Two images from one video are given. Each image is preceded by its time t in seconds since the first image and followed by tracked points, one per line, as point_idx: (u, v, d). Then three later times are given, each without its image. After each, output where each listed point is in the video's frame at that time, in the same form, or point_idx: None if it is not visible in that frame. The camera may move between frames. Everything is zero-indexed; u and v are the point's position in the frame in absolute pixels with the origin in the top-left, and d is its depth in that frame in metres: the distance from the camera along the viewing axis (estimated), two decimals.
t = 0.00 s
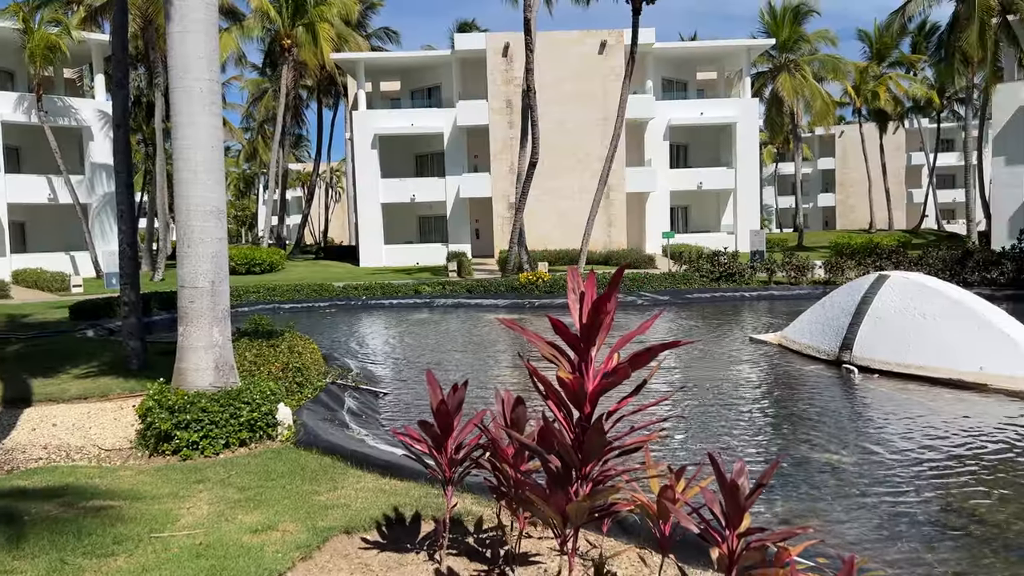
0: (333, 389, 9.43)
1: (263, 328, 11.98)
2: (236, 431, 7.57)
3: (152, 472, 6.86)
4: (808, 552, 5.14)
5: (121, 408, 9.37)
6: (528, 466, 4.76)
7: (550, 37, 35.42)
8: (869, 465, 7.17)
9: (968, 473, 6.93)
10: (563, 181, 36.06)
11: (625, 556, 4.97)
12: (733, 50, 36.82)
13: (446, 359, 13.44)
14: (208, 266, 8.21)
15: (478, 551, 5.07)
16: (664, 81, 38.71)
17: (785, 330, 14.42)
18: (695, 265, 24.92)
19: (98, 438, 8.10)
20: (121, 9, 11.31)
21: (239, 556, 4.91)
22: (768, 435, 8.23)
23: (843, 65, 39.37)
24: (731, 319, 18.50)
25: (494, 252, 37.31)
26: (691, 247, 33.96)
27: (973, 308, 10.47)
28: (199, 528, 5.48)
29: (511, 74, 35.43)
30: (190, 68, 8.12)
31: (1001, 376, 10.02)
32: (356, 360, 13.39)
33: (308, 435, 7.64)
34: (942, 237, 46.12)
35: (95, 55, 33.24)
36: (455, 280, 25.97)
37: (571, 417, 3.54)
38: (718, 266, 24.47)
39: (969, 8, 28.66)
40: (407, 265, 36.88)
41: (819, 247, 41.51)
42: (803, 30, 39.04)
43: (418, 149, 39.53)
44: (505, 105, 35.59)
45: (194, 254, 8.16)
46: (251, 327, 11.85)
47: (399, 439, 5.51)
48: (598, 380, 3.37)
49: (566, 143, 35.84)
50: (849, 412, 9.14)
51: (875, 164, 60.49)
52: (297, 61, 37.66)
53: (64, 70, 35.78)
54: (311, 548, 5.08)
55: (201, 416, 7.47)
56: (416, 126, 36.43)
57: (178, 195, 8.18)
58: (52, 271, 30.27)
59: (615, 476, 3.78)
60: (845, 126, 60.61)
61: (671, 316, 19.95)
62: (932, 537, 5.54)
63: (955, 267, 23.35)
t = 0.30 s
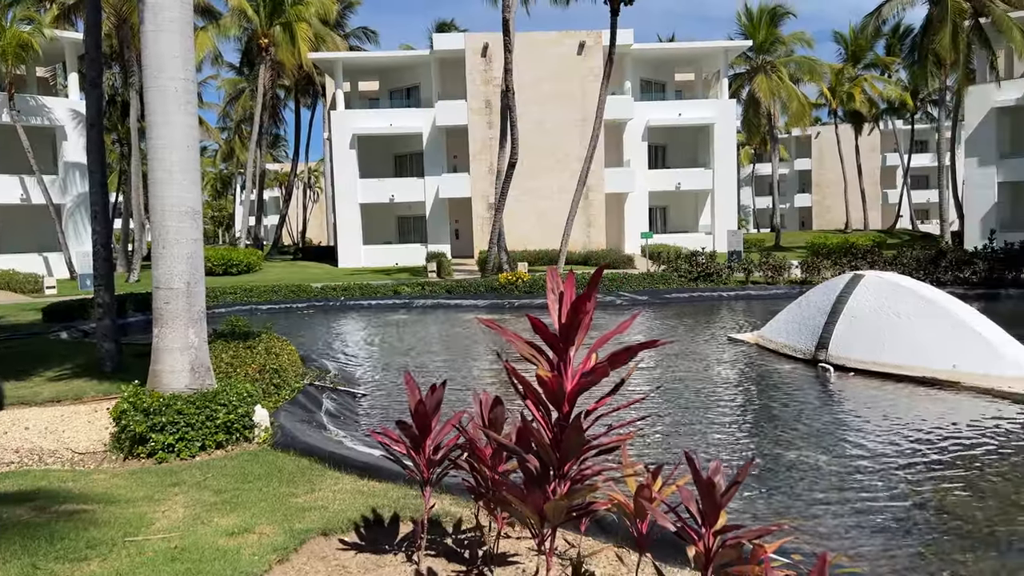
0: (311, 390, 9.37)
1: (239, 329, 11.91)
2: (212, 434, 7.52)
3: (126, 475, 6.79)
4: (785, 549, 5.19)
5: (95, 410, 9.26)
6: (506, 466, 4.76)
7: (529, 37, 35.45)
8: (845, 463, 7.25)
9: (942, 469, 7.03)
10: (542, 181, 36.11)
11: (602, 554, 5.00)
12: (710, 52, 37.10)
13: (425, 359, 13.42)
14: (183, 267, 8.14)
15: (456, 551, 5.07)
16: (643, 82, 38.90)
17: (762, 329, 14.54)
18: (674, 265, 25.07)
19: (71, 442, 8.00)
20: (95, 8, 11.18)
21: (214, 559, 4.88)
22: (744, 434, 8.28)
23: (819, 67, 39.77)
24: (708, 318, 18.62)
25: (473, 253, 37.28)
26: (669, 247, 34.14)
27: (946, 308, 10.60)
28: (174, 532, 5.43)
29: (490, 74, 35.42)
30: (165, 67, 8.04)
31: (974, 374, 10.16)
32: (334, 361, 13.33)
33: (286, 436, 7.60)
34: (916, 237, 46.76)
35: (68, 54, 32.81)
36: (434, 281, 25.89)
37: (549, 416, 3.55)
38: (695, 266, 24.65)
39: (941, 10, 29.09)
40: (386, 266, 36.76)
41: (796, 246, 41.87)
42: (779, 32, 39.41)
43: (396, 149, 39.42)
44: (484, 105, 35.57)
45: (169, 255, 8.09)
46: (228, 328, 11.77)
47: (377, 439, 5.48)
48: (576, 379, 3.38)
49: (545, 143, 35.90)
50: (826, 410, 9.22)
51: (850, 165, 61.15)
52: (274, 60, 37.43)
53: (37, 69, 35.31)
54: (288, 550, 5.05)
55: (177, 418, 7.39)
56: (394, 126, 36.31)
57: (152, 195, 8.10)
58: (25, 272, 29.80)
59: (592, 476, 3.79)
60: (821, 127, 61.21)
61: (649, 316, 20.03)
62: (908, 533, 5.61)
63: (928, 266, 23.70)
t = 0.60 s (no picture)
0: (289, 392, 9.30)
1: (216, 331, 11.83)
2: (189, 436, 7.45)
3: (101, 479, 6.71)
4: (762, 546, 5.23)
5: (69, 414, 9.15)
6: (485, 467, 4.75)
7: (508, 38, 35.46)
8: (821, 461, 7.32)
9: (917, 467, 7.12)
10: (522, 182, 36.15)
11: (580, 554, 5.01)
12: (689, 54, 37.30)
13: (404, 360, 13.40)
14: (159, 268, 8.06)
15: (435, 552, 5.06)
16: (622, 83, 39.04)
17: (740, 329, 14.65)
18: (652, 265, 25.20)
19: (45, 445, 7.89)
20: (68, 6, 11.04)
21: (191, 563, 4.83)
22: (722, 433, 8.34)
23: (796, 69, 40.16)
24: (687, 318, 18.73)
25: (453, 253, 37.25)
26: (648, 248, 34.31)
27: (920, 308, 10.71)
28: (150, 536, 5.38)
29: (470, 75, 35.39)
30: (139, 66, 7.96)
31: (948, 373, 10.28)
32: (313, 363, 13.27)
33: (263, 439, 7.54)
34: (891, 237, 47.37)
35: (42, 53, 32.36)
36: (414, 281, 25.82)
37: (527, 416, 3.55)
38: (674, 266, 24.81)
39: (916, 13, 29.48)
40: (365, 267, 36.63)
41: (774, 247, 42.21)
42: (756, 35, 39.76)
43: (375, 149, 39.29)
44: (463, 106, 35.53)
45: (144, 256, 8.01)
46: (205, 330, 11.70)
47: (355, 440, 5.46)
48: (554, 379, 3.39)
49: (525, 144, 35.93)
50: (802, 409, 9.29)
51: (826, 166, 61.78)
52: (252, 60, 37.17)
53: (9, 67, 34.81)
54: (265, 553, 5.02)
55: (153, 421, 7.32)
56: (373, 126, 36.18)
57: (127, 195, 8.02)
58: None
59: (570, 476, 3.80)
60: (798, 128, 61.81)
61: (628, 316, 20.11)
62: (884, 530, 5.67)
63: (903, 266, 24.01)
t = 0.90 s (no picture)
0: (268, 394, 9.24)
1: (194, 333, 11.75)
2: (165, 439, 7.37)
3: (76, 482, 6.62)
4: (739, 544, 5.29)
5: (43, 417, 9.02)
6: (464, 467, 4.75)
7: (488, 39, 35.46)
8: (798, 459, 7.38)
9: (893, 465, 7.20)
10: (502, 182, 36.16)
11: (559, 553, 5.02)
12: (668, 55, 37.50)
13: (384, 361, 13.37)
14: (134, 269, 7.98)
15: (414, 554, 5.05)
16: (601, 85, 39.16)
17: (718, 329, 14.75)
18: (632, 266, 25.34)
19: (18, 449, 7.78)
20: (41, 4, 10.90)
21: (167, 567, 4.79)
22: (700, 433, 8.39)
23: (773, 71, 40.51)
24: (666, 319, 18.83)
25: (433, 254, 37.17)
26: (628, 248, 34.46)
27: (896, 308, 10.83)
28: (125, 540, 5.32)
29: (449, 76, 35.34)
30: (114, 65, 7.87)
31: (922, 372, 10.42)
32: (291, 364, 13.21)
33: (241, 441, 7.49)
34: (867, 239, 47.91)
35: (15, 51, 31.89)
36: (393, 282, 25.74)
37: (505, 418, 3.55)
38: (654, 267, 24.98)
39: (891, 17, 29.85)
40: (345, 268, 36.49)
41: (752, 248, 42.54)
42: (734, 37, 40.09)
43: (355, 150, 39.15)
44: (443, 106, 35.46)
45: (119, 257, 7.92)
46: (182, 332, 11.62)
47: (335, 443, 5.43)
48: (531, 380, 3.40)
49: (505, 145, 35.96)
50: (779, 408, 9.38)
51: (803, 167, 62.35)
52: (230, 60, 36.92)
53: None
54: (243, 556, 4.98)
55: (129, 424, 7.25)
56: (353, 127, 36.04)
57: (101, 196, 7.93)
58: None
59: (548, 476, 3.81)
60: (776, 130, 62.33)
61: (607, 317, 20.17)
62: (858, 529, 5.74)
63: (879, 266, 24.31)
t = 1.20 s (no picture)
0: (246, 396, 9.17)
1: (171, 335, 11.66)
2: (142, 442, 7.30)
3: (50, 487, 6.54)
4: (716, 543, 5.33)
5: (16, 420, 8.90)
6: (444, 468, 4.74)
7: (468, 40, 35.47)
8: (776, 459, 7.44)
9: (869, 464, 7.28)
10: (483, 183, 36.14)
11: (538, 554, 5.04)
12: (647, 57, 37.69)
13: (363, 363, 13.34)
14: (110, 271, 7.90)
15: (394, 556, 5.04)
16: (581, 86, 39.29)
17: (697, 329, 14.84)
18: (612, 267, 25.48)
19: None
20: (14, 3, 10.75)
21: (143, 571, 4.75)
22: (680, 432, 8.43)
23: (751, 74, 40.86)
24: (646, 319, 18.93)
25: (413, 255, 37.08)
26: (608, 249, 34.59)
27: (871, 308, 10.96)
28: (101, 544, 5.27)
29: (429, 76, 35.30)
30: (89, 64, 7.79)
31: (897, 371, 10.56)
32: (270, 366, 13.14)
33: (219, 444, 7.43)
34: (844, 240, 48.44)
35: None
36: (374, 284, 25.68)
37: (483, 419, 3.56)
38: (634, 268, 25.13)
39: (867, 20, 30.22)
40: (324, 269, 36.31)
41: (730, 248, 42.81)
42: (712, 39, 40.42)
43: (334, 150, 38.98)
44: (423, 107, 35.39)
45: (94, 258, 7.83)
46: (159, 333, 11.52)
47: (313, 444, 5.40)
48: (508, 380, 3.41)
49: (485, 146, 35.96)
50: (758, 408, 9.45)
51: (781, 169, 62.91)
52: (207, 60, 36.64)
53: None
54: (221, 559, 4.95)
55: (104, 427, 7.19)
56: (332, 127, 35.87)
57: (76, 196, 7.84)
58: None
59: (527, 476, 3.82)
60: (754, 132, 62.84)
61: (587, 317, 20.24)
62: (835, 527, 5.79)
63: (855, 266, 24.59)
